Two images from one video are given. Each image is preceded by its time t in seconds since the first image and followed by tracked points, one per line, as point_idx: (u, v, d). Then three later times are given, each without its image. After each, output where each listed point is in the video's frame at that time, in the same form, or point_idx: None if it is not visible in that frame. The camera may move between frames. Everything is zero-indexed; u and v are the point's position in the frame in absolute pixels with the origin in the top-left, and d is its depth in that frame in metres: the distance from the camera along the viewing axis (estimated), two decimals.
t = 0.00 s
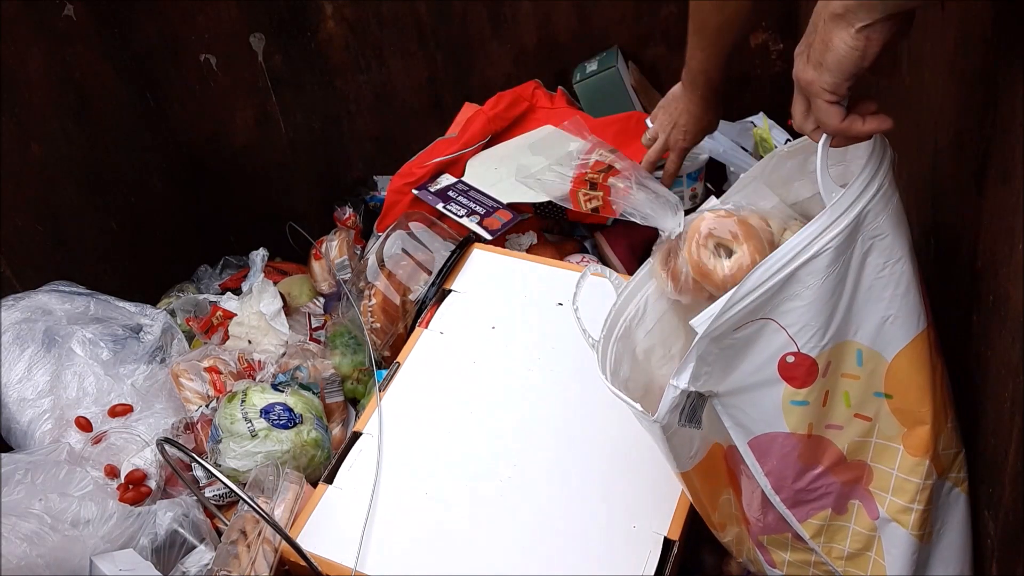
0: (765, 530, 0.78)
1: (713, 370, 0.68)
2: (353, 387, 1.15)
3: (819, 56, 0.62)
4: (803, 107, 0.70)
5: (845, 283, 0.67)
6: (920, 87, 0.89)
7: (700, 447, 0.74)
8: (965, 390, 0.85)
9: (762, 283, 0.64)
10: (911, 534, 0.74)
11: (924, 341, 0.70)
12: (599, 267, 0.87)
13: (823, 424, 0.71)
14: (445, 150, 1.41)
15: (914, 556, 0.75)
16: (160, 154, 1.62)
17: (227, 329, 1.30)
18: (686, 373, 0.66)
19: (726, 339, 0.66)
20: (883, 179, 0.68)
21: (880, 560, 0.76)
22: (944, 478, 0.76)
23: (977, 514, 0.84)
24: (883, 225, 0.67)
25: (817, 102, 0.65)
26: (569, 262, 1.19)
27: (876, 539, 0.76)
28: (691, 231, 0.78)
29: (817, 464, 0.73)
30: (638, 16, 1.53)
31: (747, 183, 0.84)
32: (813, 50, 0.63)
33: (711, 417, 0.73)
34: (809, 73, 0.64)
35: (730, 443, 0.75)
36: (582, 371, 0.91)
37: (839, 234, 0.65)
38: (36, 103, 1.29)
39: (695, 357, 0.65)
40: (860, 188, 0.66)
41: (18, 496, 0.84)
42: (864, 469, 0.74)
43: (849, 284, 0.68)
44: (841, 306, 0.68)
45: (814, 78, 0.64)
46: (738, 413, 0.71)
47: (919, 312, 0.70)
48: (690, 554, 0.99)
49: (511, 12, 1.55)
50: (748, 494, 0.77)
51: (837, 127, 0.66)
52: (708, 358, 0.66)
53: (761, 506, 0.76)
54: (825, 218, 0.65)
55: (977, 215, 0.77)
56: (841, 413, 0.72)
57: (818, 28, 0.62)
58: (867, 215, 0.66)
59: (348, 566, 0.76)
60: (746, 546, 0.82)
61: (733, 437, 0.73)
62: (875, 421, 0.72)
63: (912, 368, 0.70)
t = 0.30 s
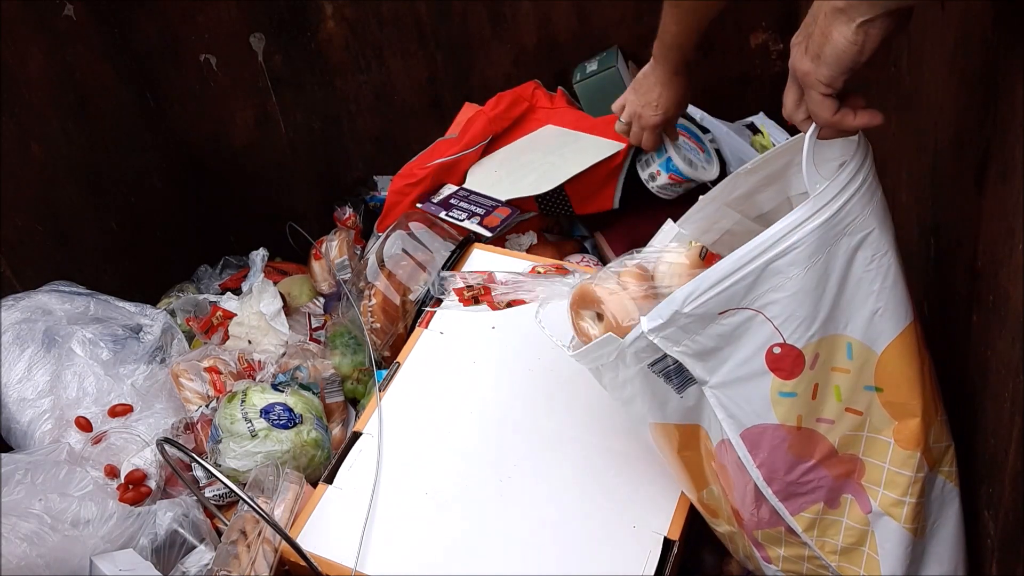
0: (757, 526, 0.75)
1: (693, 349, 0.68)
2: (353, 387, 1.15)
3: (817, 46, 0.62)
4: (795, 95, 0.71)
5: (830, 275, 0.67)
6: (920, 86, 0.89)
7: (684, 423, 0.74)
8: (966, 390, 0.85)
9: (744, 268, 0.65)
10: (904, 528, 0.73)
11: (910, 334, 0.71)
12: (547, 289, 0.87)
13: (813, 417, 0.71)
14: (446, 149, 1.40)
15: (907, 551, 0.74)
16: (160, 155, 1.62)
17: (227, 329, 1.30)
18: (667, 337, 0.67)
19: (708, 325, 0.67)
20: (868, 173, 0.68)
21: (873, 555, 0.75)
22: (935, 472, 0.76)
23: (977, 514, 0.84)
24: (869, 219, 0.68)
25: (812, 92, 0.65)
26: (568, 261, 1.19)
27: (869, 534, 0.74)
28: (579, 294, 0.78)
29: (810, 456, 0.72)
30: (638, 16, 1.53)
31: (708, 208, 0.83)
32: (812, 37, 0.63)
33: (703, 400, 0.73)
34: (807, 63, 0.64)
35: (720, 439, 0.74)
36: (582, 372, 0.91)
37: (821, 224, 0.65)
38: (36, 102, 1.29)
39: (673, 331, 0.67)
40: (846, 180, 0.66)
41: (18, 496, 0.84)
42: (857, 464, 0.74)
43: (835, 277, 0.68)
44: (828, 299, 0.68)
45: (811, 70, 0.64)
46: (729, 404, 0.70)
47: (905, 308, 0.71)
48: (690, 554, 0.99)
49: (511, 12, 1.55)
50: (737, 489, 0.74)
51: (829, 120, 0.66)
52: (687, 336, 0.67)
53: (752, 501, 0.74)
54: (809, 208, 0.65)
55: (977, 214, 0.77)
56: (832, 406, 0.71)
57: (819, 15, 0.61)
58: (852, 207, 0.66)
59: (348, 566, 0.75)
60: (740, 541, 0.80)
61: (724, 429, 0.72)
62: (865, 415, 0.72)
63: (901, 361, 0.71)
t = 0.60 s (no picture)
0: (758, 523, 0.75)
1: (694, 345, 0.68)
2: (353, 387, 1.15)
3: (817, 39, 0.63)
4: (798, 90, 0.71)
5: (832, 273, 0.67)
6: (920, 86, 0.89)
7: (683, 420, 0.74)
8: (966, 390, 0.85)
9: (745, 263, 0.65)
10: (906, 527, 0.73)
11: (911, 332, 0.71)
12: (537, 296, 0.86)
13: (815, 416, 0.70)
14: (445, 149, 1.39)
15: (908, 551, 0.74)
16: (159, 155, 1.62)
17: (227, 329, 1.30)
18: (668, 332, 0.67)
19: (709, 322, 0.67)
20: (870, 170, 0.68)
21: (875, 554, 0.75)
22: (937, 472, 0.76)
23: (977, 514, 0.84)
24: (870, 217, 0.68)
25: (813, 87, 0.66)
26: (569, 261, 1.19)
27: (871, 532, 0.74)
28: (562, 319, 0.78)
29: (812, 455, 0.72)
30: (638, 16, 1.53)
31: (703, 206, 0.84)
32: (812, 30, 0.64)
33: (704, 397, 0.72)
34: (808, 56, 0.65)
35: (720, 436, 0.73)
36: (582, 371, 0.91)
37: (823, 220, 0.65)
38: (36, 102, 1.29)
39: (674, 327, 0.67)
40: (847, 177, 0.66)
41: (18, 496, 0.84)
42: (858, 463, 0.74)
43: (837, 275, 0.68)
44: (829, 296, 0.68)
45: (812, 63, 0.65)
46: (731, 401, 0.70)
47: (907, 306, 0.71)
48: (690, 555, 0.98)
49: (511, 12, 1.55)
50: (738, 487, 0.74)
51: (830, 115, 0.67)
52: (687, 332, 0.67)
53: (754, 498, 0.74)
54: (810, 204, 0.65)
55: (977, 215, 0.77)
56: (834, 406, 0.71)
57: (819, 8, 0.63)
58: (853, 204, 0.66)
59: (348, 566, 0.75)
60: (741, 540, 0.80)
61: (726, 426, 0.72)
62: (867, 413, 0.72)
63: (904, 361, 0.71)
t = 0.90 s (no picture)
0: (759, 518, 0.75)
1: (700, 338, 0.68)
2: (353, 387, 1.15)
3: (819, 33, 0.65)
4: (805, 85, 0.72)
5: (838, 268, 0.67)
6: (920, 87, 0.89)
7: (688, 414, 0.74)
8: (965, 390, 0.85)
9: (752, 256, 0.65)
10: (908, 526, 0.73)
11: (916, 329, 0.71)
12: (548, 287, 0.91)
13: (819, 412, 0.70)
14: (444, 148, 1.41)
15: (909, 550, 0.74)
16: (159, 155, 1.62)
17: (227, 329, 1.30)
18: (674, 324, 0.67)
19: (714, 315, 0.67)
20: (877, 167, 0.68)
21: (876, 552, 0.75)
22: (941, 471, 0.76)
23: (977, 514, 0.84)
24: (877, 213, 0.68)
25: (818, 81, 0.67)
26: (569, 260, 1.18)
27: (873, 530, 0.74)
28: (570, 307, 0.78)
29: (815, 451, 0.71)
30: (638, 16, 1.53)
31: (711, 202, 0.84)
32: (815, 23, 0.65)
33: (707, 391, 0.72)
34: (811, 51, 0.66)
35: (726, 430, 0.73)
36: (582, 372, 0.91)
37: (830, 215, 0.65)
38: (35, 102, 1.29)
39: (680, 318, 0.67)
40: (856, 172, 0.66)
41: (18, 496, 0.84)
42: (861, 460, 0.74)
43: (842, 270, 0.68)
44: (834, 291, 0.68)
45: (815, 58, 0.66)
46: (735, 396, 0.70)
47: (912, 304, 0.71)
48: (690, 555, 0.98)
49: (511, 12, 1.55)
50: (742, 480, 0.74)
51: (835, 108, 0.67)
52: (692, 325, 0.67)
53: (756, 492, 0.74)
54: (818, 198, 0.65)
55: (977, 215, 0.77)
56: (838, 403, 0.71)
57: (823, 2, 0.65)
58: (861, 200, 0.66)
59: (348, 566, 0.75)
60: (741, 536, 0.80)
61: (730, 420, 0.72)
62: (871, 411, 0.72)
63: (908, 359, 0.71)
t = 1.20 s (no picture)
0: (760, 525, 0.75)
1: (704, 343, 0.68)
2: (353, 387, 1.15)
3: (820, 44, 0.63)
4: (808, 95, 0.70)
5: (844, 277, 0.68)
6: (920, 86, 0.89)
7: (692, 419, 0.74)
8: (966, 390, 0.85)
9: (757, 263, 0.66)
10: (901, 529, 0.73)
11: (923, 337, 0.71)
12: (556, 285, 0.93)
13: (820, 420, 0.70)
14: (445, 148, 1.41)
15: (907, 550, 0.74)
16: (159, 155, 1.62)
17: (227, 329, 1.30)
18: (679, 330, 0.68)
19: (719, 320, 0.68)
20: (885, 178, 0.68)
21: (874, 557, 0.74)
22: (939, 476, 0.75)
23: (978, 515, 0.84)
24: (884, 223, 0.68)
25: (818, 89, 0.66)
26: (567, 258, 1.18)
27: (871, 536, 0.74)
28: (575, 309, 0.78)
29: (815, 459, 0.71)
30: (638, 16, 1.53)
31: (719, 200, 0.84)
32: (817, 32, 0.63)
33: (711, 395, 0.72)
34: (812, 59, 0.64)
35: (727, 434, 0.74)
36: (582, 371, 0.91)
37: (837, 223, 0.66)
38: (36, 102, 1.29)
39: (685, 324, 0.67)
40: (863, 181, 0.67)
41: (18, 496, 0.84)
42: (861, 468, 0.73)
43: (848, 280, 0.68)
44: (840, 301, 0.68)
45: (815, 67, 0.64)
46: (738, 400, 0.71)
47: (919, 313, 0.71)
48: (690, 555, 0.98)
49: (511, 12, 1.56)
50: (743, 487, 0.75)
51: (836, 117, 0.67)
52: (698, 330, 0.68)
53: (757, 498, 0.74)
54: (824, 207, 0.66)
55: (977, 215, 0.77)
56: (840, 412, 0.71)
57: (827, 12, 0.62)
58: (868, 209, 0.67)
59: (348, 566, 0.75)
60: (741, 541, 0.80)
61: (732, 423, 0.72)
62: (872, 419, 0.72)
63: (911, 368, 0.71)
